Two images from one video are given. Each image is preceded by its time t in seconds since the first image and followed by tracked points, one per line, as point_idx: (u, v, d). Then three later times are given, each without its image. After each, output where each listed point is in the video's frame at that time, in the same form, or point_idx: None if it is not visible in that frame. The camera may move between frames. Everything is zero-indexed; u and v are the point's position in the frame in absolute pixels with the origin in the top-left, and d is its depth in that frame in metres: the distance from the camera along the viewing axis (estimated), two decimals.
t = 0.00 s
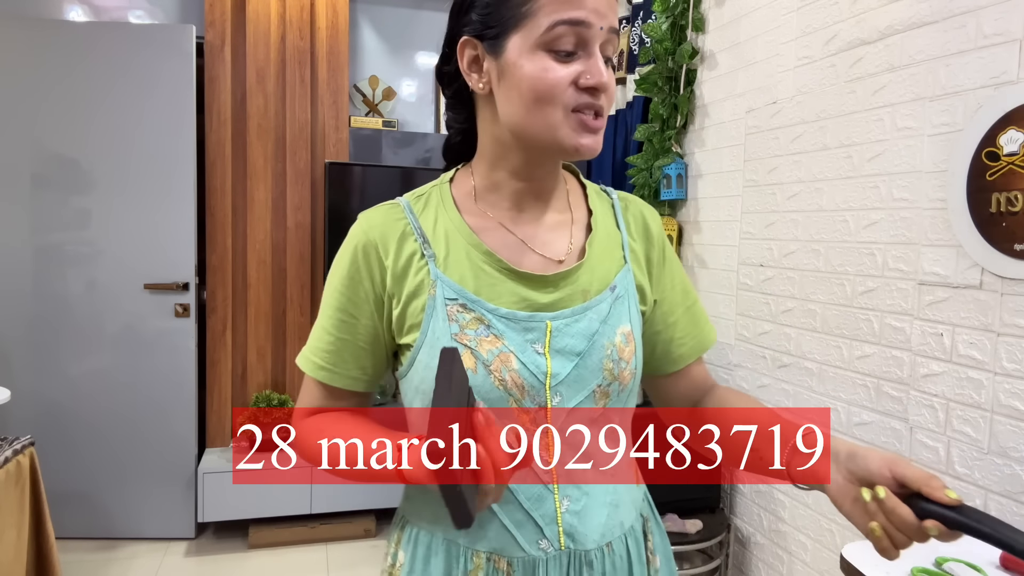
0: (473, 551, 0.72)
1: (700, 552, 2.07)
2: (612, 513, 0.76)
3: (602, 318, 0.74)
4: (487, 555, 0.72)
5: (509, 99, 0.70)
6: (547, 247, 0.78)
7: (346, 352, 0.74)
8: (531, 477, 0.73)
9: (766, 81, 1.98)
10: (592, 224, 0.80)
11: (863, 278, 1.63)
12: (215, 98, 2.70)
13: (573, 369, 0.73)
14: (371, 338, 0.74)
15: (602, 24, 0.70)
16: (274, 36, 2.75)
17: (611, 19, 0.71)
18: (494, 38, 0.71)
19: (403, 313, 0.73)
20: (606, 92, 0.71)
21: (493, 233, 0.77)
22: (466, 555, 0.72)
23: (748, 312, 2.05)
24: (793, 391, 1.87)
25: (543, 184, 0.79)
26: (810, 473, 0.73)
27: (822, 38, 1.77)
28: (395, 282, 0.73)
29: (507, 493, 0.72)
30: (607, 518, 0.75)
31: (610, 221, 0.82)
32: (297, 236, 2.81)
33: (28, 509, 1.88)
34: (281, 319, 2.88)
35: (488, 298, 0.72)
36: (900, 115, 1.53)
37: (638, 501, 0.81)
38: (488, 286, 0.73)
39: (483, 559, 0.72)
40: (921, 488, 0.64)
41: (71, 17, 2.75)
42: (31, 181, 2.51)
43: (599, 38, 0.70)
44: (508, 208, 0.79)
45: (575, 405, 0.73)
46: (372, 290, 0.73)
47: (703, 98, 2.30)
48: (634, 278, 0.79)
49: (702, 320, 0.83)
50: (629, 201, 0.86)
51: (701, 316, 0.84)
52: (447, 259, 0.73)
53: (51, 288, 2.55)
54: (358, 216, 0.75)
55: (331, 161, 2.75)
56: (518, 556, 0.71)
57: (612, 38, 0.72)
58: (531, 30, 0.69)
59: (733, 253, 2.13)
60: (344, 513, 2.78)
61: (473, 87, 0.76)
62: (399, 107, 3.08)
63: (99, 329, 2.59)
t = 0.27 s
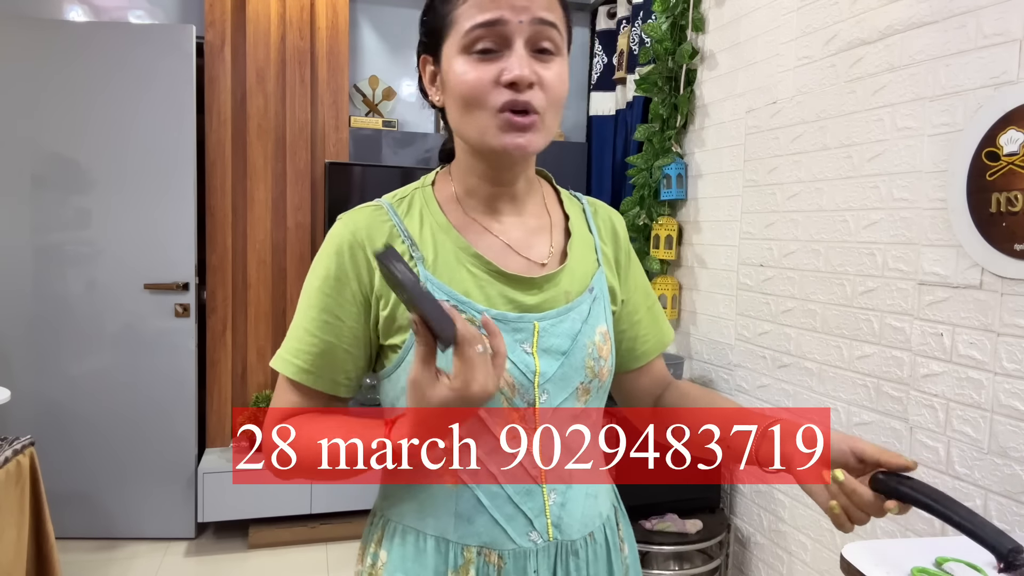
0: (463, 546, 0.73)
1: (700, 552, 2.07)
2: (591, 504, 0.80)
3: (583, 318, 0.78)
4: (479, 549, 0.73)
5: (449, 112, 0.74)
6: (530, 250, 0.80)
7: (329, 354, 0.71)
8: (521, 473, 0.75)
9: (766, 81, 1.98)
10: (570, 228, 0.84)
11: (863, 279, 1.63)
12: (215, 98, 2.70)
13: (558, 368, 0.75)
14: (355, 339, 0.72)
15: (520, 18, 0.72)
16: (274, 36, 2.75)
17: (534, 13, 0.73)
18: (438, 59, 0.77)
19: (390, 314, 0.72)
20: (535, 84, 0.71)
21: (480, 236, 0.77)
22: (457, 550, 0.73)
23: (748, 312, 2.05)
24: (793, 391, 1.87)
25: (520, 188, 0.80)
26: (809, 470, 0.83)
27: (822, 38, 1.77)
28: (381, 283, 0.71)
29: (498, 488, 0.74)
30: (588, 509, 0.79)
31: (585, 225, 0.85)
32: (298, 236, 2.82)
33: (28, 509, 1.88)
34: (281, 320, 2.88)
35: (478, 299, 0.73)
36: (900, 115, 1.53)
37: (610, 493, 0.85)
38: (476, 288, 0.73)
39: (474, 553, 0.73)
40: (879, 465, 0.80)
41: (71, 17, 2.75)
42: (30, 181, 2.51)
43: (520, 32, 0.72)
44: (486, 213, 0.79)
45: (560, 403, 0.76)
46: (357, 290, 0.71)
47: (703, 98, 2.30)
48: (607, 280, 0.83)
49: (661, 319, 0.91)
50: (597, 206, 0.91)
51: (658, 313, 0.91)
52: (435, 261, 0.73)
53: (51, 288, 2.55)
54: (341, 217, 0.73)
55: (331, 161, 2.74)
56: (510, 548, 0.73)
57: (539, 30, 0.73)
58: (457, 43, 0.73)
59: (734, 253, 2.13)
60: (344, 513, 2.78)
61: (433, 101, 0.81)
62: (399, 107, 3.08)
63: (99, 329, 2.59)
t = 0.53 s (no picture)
0: (444, 538, 0.74)
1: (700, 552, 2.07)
2: (572, 498, 0.80)
3: (563, 315, 0.78)
4: (458, 540, 0.74)
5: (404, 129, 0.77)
6: (507, 251, 0.80)
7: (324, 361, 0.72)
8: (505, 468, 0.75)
9: (766, 81, 1.98)
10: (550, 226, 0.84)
11: (863, 279, 1.63)
12: (215, 99, 2.70)
13: (538, 364, 0.76)
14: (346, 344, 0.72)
15: (454, 33, 0.73)
16: (274, 36, 2.75)
17: (468, 25, 0.74)
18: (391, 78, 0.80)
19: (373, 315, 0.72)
20: (475, 95, 0.73)
21: (456, 239, 0.78)
22: (437, 542, 0.74)
23: (748, 312, 2.05)
24: (793, 391, 1.87)
25: (493, 190, 0.81)
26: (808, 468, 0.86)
27: (822, 38, 1.77)
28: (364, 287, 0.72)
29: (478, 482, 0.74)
30: (569, 503, 0.79)
31: (566, 223, 0.86)
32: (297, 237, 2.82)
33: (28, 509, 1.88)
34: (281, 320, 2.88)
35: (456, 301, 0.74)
36: (900, 115, 1.53)
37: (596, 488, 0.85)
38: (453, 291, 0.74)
39: (454, 544, 0.73)
40: (813, 491, 0.81)
41: (71, 17, 2.74)
42: (31, 181, 2.51)
43: (454, 46, 0.73)
44: (461, 218, 0.80)
45: (541, 399, 0.76)
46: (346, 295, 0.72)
47: (703, 98, 2.30)
48: (589, 275, 0.84)
49: (645, 310, 0.91)
50: (580, 201, 0.91)
51: (643, 306, 0.91)
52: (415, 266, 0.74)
53: (52, 288, 2.55)
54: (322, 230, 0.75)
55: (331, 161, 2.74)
56: (488, 540, 0.74)
57: (474, 41, 0.74)
58: (401, 63, 0.76)
59: (734, 253, 2.13)
60: (344, 513, 2.78)
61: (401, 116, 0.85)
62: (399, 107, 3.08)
63: (99, 330, 2.59)
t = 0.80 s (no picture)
0: (438, 533, 0.74)
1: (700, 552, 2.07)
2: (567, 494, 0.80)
3: (552, 316, 0.78)
4: (453, 536, 0.74)
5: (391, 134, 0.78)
6: (495, 253, 0.80)
7: (315, 362, 0.75)
8: (495, 466, 0.76)
9: (766, 81, 1.98)
10: (539, 226, 0.82)
11: (863, 279, 1.63)
12: (215, 99, 2.70)
13: (527, 365, 0.77)
14: (338, 347, 0.75)
15: (434, 36, 0.74)
16: (274, 36, 2.75)
17: (449, 28, 0.74)
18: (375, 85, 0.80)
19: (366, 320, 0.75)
20: (461, 96, 0.73)
21: (444, 243, 0.79)
22: (432, 537, 0.74)
23: (748, 312, 2.05)
24: (793, 391, 1.87)
25: (480, 192, 0.81)
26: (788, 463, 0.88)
27: (822, 38, 1.77)
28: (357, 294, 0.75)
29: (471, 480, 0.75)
30: (563, 499, 0.79)
31: (557, 222, 0.85)
32: (297, 237, 2.81)
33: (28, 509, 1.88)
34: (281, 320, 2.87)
35: (444, 304, 0.75)
36: (900, 115, 1.53)
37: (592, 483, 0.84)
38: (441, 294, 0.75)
39: (448, 540, 0.74)
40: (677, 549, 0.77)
41: (70, 16, 2.74)
42: (30, 181, 2.51)
43: (436, 49, 0.74)
44: (449, 221, 0.81)
45: (531, 398, 0.77)
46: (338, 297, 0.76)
47: (703, 98, 2.30)
48: (581, 274, 0.83)
49: (635, 311, 0.88)
50: (573, 198, 0.89)
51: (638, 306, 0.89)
52: (404, 268, 0.76)
53: (52, 288, 2.55)
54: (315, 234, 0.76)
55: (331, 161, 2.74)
56: (481, 536, 0.74)
57: (455, 44, 0.75)
58: (385, 70, 0.76)
59: (734, 253, 2.13)
60: (344, 513, 2.78)
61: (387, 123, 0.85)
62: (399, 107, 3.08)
63: (99, 330, 2.59)
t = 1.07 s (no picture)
0: (444, 520, 0.76)
1: (700, 552, 2.07)
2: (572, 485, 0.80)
3: (561, 311, 0.78)
4: (458, 523, 0.76)
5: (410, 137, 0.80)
6: (505, 249, 0.81)
7: (337, 350, 0.76)
8: (499, 455, 0.77)
9: (766, 81, 1.98)
10: (551, 224, 0.83)
11: (863, 279, 1.63)
12: (215, 99, 2.70)
13: (534, 358, 0.77)
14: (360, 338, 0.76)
15: (443, 39, 0.77)
16: (274, 36, 2.75)
17: (454, 31, 0.77)
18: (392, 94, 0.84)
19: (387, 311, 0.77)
20: (469, 92, 0.75)
21: (460, 240, 0.81)
22: (438, 524, 0.76)
23: (748, 312, 2.05)
24: (793, 391, 1.87)
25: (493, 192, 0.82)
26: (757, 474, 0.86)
27: (822, 38, 1.77)
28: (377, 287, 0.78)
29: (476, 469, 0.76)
30: (566, 491, 0.79)
31: (570, 222, 0.85)
32: (297, 237, 2.81)
33: (28, 509, 1.88)
34: (281, 320, 2.87)
35: (456, 297, 0.77)
36: (900, 115, 1.53)
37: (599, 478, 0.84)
38: (454, 287, 0.77)
39: (454, 526, 0.76)
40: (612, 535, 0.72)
41: (71, 16, 2.74)
42: (30, 181, 2.51)
43: (446, 51, 0.77)
44: (464, 219, 0.82)
45: (538, 391, 0.78)
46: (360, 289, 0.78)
47: (703, 98, 2.30)
48: (592, 273, 0.82)
49: (656, 314, 0.88)
50: (589, 200, 0.89)
51: (653, 307, 0.88)
52: (421, 262, 0.78)
53: (52, 288, 2.55)
54: (343, 232, 0.80)
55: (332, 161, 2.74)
56: (485, 524, 0.76)
57: (463, 45, 0.78)
58: (399, 78, 0.80)
59: (734, 253, 2.13)
60: (344, 513, 2.78)
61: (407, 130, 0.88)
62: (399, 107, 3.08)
63: (99, 330, 2.59)
